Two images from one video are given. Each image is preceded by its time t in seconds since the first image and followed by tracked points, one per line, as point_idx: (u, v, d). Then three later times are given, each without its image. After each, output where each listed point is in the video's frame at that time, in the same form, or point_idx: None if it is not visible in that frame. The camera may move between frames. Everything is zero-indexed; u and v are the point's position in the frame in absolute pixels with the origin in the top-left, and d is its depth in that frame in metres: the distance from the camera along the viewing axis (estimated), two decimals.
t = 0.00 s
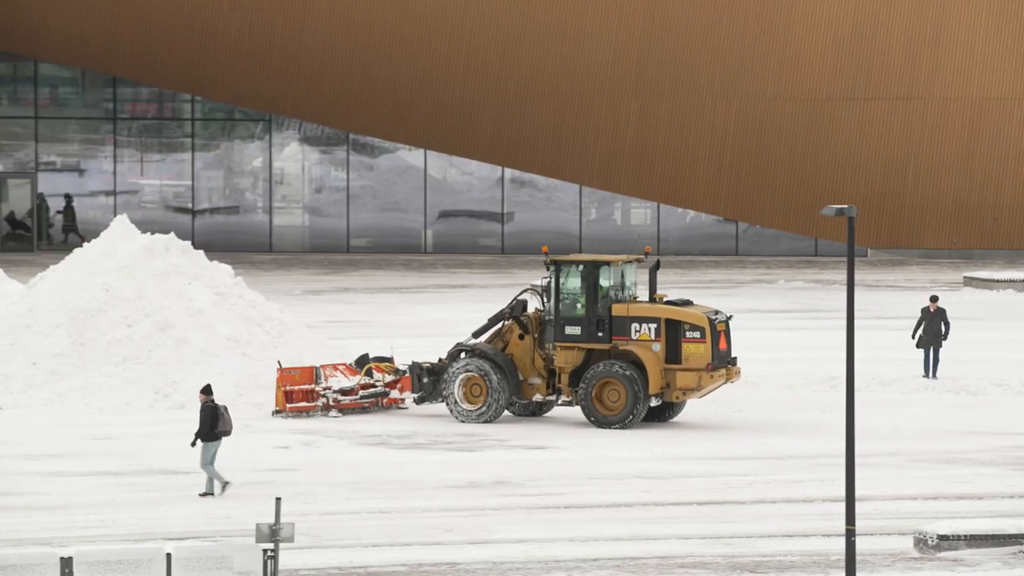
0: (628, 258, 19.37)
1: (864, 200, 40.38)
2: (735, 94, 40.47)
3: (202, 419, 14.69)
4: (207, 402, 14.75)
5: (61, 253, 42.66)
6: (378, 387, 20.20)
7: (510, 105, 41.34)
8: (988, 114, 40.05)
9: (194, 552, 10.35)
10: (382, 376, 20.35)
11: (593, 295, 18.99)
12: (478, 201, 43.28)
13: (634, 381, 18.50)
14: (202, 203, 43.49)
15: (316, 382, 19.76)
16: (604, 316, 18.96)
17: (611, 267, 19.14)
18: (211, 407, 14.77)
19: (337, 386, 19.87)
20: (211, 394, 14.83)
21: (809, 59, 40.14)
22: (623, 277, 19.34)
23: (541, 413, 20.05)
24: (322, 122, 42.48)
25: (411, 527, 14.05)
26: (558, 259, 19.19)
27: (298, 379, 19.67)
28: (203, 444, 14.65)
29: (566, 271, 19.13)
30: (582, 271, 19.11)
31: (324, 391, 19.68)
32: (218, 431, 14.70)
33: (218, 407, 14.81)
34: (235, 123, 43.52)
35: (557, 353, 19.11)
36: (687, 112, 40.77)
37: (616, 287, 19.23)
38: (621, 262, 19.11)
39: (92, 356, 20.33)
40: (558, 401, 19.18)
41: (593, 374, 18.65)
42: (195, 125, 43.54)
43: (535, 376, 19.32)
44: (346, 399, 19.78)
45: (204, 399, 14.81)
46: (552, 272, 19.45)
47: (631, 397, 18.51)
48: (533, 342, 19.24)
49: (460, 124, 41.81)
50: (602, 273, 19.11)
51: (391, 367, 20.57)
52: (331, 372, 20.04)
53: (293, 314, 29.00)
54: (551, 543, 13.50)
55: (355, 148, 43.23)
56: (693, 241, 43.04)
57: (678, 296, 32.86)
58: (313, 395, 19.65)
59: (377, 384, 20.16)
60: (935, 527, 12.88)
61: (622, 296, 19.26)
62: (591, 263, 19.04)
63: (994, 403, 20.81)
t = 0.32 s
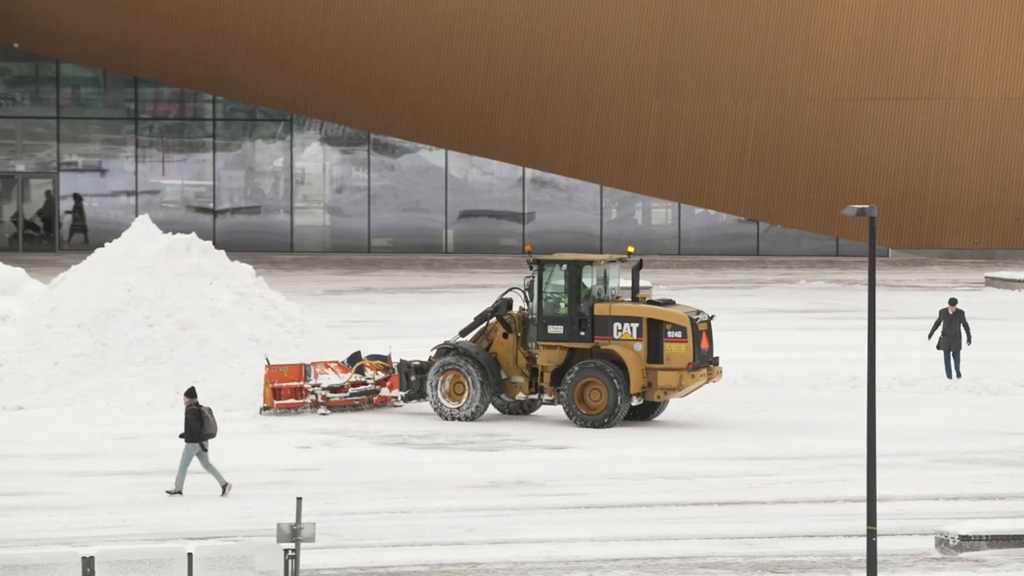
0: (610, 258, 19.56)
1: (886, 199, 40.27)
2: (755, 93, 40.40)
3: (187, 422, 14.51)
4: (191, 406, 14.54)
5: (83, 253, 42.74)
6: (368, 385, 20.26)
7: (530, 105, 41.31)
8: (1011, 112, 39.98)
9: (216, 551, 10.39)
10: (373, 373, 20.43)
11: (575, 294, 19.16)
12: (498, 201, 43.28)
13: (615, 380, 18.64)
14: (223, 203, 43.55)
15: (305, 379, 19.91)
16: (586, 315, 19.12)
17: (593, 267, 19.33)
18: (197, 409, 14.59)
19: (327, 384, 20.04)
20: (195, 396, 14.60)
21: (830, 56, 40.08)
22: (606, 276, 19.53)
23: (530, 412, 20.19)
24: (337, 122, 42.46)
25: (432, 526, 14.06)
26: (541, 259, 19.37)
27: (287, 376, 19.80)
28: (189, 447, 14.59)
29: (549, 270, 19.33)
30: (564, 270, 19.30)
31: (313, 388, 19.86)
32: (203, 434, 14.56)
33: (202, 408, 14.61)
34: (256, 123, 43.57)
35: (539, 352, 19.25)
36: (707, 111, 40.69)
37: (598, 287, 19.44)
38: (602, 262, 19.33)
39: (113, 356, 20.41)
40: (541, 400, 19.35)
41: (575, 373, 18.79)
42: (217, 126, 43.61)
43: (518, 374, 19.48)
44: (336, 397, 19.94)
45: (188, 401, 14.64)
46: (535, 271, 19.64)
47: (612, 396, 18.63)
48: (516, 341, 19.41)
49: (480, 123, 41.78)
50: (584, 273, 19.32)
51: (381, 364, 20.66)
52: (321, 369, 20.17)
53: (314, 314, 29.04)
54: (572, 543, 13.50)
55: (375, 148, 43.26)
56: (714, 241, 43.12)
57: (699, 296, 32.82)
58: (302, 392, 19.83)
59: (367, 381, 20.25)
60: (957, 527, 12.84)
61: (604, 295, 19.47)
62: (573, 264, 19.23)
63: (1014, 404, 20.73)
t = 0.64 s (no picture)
0: (593, 257, 19.72)
1: (907, 198, 40.23)
2: (775, 92, 40.32)
3: (171, 418, 14.73)
4: (178, 402, 14.78)
5: (103, 253, 42.78)
6: (362, 383, 20.30)
7: (550, 104, 41.28)
8: None
9: (236, 551, 10.45)
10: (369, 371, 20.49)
11: (558, 294, 19.30)
12: (519, 202, 43.32)
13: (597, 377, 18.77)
14: (244, 203, 43.60)
15: (297, 376, 19.96)
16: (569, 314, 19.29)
17: (576, 266, 19.47)
18: (182, 406, 14.79)
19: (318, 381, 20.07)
20: (182, 393, 14.88)
21: (850, 55, 39.95)
22: (589, 275, 19.69)
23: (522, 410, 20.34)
24: (360, 123, 42.61)
25: (452, 527, 14.08)
26: (524, 258, 19.51)
27: (279, 373, 19.84)
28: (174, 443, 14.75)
29: (533, 270, 19.46)
30: (548, 268, 19.43)
31: (305, 385, 19.93)
32: (188, 431, 14.77)
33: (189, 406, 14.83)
34: (276, 123, 43.64)
35: (523, 350, 19.41)
36: (727, 110, 40.63)
37: (581, 286, 19.58)
38: (586, 261, 19.47)
39: (133, 356, 20.50)
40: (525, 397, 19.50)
41: (558, 372, 18.95)
42: (237, 126, 43.66)
43: (504, 372, 19.65)
44: (328, 395, 20.02)
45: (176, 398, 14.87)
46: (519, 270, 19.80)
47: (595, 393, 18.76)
48: (500, 340, 19.56)
49: (500, 123, 41.81)
50: (568, 271, 19.44)
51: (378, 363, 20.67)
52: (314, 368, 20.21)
53: (334, 314, 29.08)
54: (593, 543, 13.50)
55: (396, 147, 43.36)
56: (734, 241, 43.42)
57: (720, 296, 32.81)
58: (294, 389, 19.92)
59: (361, 379, 20.28)
60: (978, 527, 12.82)
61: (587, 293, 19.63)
62: (557, 262, 19.35)
63: None
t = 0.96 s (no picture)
0: (586, 256, 19.92)
1: (933, 197, 40.07)
2: (800, 91, 40.23)
3: (163, 414, 14.87)
4: (169, 397, 14.94)
5: (128, 252, 42.90)
6: (365, 379, 20.48)
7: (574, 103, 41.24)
8: None
9: (259, 549, 10.50)
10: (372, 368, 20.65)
11: (551, 292, 19.47)
12: (544, 201, 43.36)
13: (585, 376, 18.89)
14: (269, 203, 43.69)
15: (299, 373, 20.12)
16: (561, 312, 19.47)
17: (569, 264, 19.65)
18: (174, 401, 14.96)
19: (321, 377, 20.19)
20: (173, 390, 15.02)
21: (875, 53, 39.82)
22: (581, 274, 19.89)
23: (521, 409, 20.51)
24: (386, 123, 42.56)
25: (477, 526, 14.08)
26: (518, 256, 19.69)
27: (281, 370, 20.04)
28: (164, 438, 14.87)
29: (527, 269, 19.64)
30: (541, 266, 19.60)
31: (308, 382, 20.07)
32: (178, 426, 14.90)
33: (180, 402, 15.00)
34: (301, 123, 43.72)
35: (516, 349, 19.61)
36: (752, 109, 40.56)
37: (574, 284, 19.77)
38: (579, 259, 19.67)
39: (157, 355, 20.58)
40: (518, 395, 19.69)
41: (548, 370, 19.12)
42: (262, 125, 43.76)
43: (499, 371, 19.82)
44: (330, 392, 20.16)
45: (166, 394, 15.03)
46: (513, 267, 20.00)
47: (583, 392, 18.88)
48: (496, 338, 19.75)
49: (524, 122, 41.83)
50: (561, 268, 19.61)
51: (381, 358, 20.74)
52: (317, 364, 20.27)
53: (358, 313, 29.12)
54: (617, 543, 13.50)
55: (420, 148, 43.42)
56: (759, 241, 43.48)
57: (745, 295, 32.74)
58: (296, 385, 20.06)
59: (364, 376, 20.43)
60: (1004, 528, 12.77)
61: (580, 292, 19.82)
62: (550, 260, 19.51)
63: None
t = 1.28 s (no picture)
0: (591, 256, 20.04)
1: (963, 194, 39.97)
2: (829, 88, 40.12)
3: (158, 417, 14.75)
4: (163, 402, 14.81)
5: (158, 252, 43.03)
6: (378, 376, 20.70)
7: (603, 102, 41.20)
8: None
9: (290, 549, 10.55)
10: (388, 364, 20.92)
11: (554, 291, 19.62)
12: (572, 201, 43.52)
13: (587, 375, 18.95)
14: (298, 203, 43.82)
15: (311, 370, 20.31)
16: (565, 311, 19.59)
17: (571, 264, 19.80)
18: (167, 405, 14.82)
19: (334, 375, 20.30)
20: (165, 392, 14.83)
21: (906, 52, 39.65)
22: (586, 274, 20.00)
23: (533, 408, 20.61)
24: (415, 123, 42.72)
25: (507, 526, 14.10)
26: (522, 256, 19.88)
27: (293, 367, 20.26)
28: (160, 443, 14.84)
29: (531, 268, 19.81)
30: (545, 265, 19.76)
31: (320, 379, 20.18)
32: (173, 430, 14.83)
33: (172, 404, 14.87)
34: (330, 123, 43.86)
35: (522, 348, 19.73)
36: (781, 107, 40.45)
37: (578, 283, 19.88)
38: (582, 258, 19.85)
39: (187, 354, 20.71)
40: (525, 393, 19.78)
41: (551, 369, 19.23)
42: (292, 125, 43.89)
43: (506, 370, 19.96)
44: (343, 388, 20.26)
45: (160, 396, 14.86)
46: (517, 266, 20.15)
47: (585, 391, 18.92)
48: (502, 337, 19.90)
49: (552, 120, 41.83)
50: (564, 267, 19.78)
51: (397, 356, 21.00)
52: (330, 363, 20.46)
53: (388, 313, 29.19)
54: (646, 543, 13.49)
55: (449, 147, 43.61)
56: (787, 240, 43.66)
57: (775, 295, 32.66)
58: (309, 382, 20.17)
59: (377, 374, 20.66)
60: None
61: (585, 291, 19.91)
62: (553, 259, 19.69)
63: None
